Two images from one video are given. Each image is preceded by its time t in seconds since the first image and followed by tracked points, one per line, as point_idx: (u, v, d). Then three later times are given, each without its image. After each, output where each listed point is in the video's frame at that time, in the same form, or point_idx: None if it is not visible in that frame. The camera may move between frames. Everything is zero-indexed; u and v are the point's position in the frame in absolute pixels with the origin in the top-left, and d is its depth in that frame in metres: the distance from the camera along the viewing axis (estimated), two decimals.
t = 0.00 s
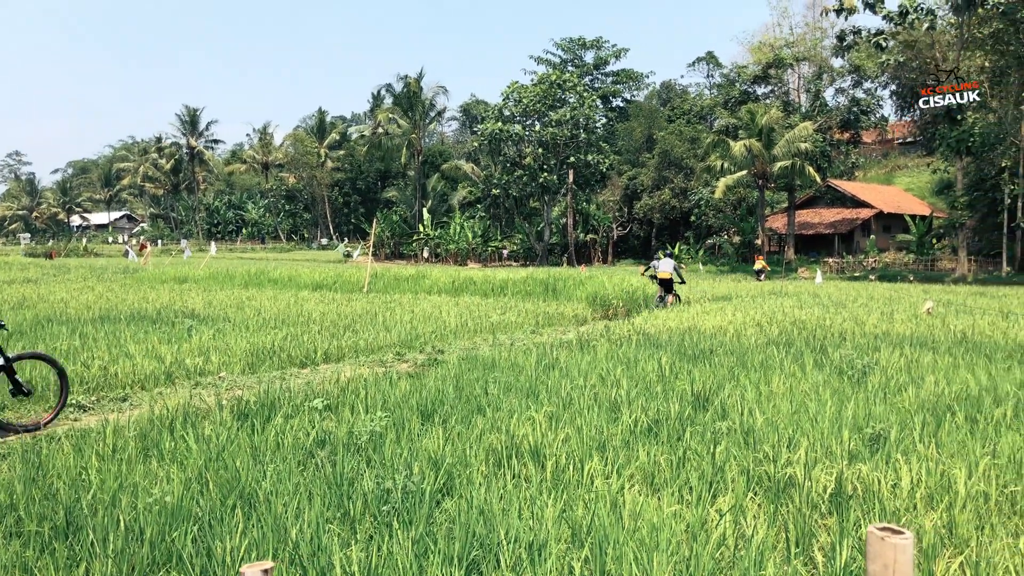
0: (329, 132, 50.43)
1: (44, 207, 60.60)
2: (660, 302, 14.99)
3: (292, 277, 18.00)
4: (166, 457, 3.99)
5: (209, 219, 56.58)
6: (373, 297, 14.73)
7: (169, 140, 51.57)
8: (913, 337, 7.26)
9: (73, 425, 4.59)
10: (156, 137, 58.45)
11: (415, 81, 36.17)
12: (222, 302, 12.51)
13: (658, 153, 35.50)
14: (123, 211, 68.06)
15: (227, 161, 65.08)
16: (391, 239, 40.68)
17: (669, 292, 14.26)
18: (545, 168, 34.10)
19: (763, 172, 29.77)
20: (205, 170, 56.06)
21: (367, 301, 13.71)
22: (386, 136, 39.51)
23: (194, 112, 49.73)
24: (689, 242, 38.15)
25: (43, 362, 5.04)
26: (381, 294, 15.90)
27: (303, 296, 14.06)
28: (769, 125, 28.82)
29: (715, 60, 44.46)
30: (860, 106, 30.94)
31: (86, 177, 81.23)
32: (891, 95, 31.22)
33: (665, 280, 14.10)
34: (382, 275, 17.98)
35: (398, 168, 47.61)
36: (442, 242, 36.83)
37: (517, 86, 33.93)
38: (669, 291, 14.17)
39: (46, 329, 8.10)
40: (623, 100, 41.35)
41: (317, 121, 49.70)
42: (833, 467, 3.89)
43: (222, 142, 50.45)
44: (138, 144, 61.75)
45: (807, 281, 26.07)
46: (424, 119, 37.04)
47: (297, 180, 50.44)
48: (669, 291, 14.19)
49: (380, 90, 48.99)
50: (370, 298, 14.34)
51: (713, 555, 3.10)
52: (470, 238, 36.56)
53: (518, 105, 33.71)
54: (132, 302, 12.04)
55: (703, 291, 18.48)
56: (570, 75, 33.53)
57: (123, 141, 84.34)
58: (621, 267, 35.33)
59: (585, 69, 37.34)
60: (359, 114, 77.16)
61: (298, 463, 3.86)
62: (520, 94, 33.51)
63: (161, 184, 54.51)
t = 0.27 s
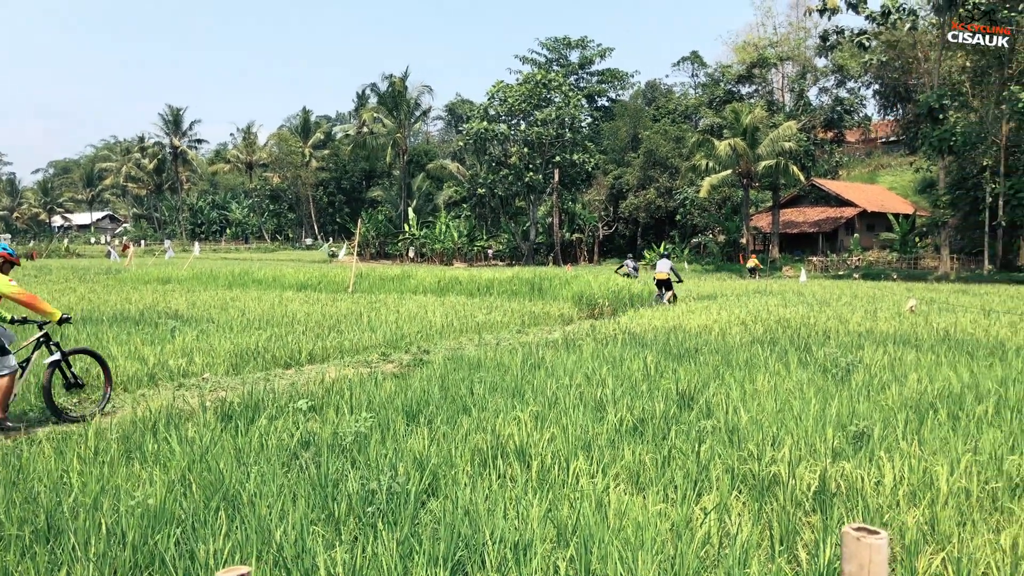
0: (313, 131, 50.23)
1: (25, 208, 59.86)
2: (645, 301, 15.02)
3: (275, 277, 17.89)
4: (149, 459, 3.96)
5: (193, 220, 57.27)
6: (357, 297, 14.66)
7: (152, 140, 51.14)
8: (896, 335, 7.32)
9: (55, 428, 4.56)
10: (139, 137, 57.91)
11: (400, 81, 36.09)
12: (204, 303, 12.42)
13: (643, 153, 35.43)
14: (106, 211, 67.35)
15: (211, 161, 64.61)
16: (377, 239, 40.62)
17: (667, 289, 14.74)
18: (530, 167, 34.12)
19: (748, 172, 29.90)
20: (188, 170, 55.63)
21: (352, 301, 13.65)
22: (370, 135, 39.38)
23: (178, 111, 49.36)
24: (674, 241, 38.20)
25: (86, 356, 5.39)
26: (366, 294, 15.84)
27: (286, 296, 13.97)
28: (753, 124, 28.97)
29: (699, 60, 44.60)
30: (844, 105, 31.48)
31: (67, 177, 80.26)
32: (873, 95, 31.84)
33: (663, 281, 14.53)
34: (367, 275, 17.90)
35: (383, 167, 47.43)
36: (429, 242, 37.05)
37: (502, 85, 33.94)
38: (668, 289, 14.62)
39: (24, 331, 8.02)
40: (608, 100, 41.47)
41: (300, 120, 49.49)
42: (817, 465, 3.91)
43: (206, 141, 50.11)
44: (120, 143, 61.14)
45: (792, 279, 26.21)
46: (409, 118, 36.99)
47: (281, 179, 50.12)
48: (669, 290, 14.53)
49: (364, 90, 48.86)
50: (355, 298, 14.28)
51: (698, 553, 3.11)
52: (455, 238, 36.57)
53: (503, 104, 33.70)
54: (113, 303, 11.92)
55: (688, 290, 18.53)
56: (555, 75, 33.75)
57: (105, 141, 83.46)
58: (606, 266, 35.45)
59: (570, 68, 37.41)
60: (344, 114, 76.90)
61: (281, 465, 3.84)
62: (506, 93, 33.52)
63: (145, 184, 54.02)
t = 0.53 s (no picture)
0: (303, 130, 50.18)
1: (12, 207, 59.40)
2: (635, 300, 15.02)
3: (264, 276, 17.83)
4: (136, 459, 3.94)
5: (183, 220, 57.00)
6: (346, 296, 14.62)
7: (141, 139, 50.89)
8: (885, 333, 7.33)
9: (42, 428, 4.55)
10: (127, 136, 57.57)
11: (389, 79, 36.13)
12: (192, 302, 12.37)
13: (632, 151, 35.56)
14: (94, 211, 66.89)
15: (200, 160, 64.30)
16: (367, 237, 40.81)
17: (668, 285, 14.87)
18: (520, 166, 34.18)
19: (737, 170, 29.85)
20: (177, 169, 55.37)
21: (340, 300, 13.62)
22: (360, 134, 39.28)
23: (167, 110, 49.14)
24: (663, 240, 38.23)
25: (133, 348, 5.84)
26: (355, 293, 15.78)
27: (275, 294, 13.94)
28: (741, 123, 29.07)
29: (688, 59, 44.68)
30: (832, 104, 31.48)
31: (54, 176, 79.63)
32: (862, 93, 31.73)
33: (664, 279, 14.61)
34: (356, 274, 17.85)
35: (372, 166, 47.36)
36: (418, 241, 37.05)
37: (491, 84, 33.90)
38: (669, 285, 14.74)
39: (11, 331, 7.99)
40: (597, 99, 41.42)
41: (289, 119, 49.38)
42: (805, 462, 3.92)
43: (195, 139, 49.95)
44: (108, 142, 60.74)
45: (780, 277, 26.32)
46: (399, 117, 37.11)
47: (270, 178, 49.94)
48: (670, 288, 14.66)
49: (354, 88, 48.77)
50: (343, 297, 14.23)
51: (686, 551, 3.12)
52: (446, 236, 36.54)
53: (493, 103, 33.68)
54: (99, 302, 11.86)
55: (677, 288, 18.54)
56: (545, 73, 33.74)
57: (92, 140, 82.85)
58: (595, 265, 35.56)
59: (560, 66, 37.33)
60: (334, 113, 76.67)
61: (270, 464, 3.82)
62: (495, 92, 33.49)
63: (133, 183, 53.69)
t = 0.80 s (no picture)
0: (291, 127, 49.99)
1: None
2: (624, 297, 15.06)
3: (253, 273, 17.77)
4: (124, 457, 3.93)
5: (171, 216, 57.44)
6: (335, 294, 14.59)
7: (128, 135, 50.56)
8: (873, 330, 7.38)
9: (29, 427, 4.52)
10: (114, 132, 57.16)
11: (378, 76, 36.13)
12: (181, 300, 12.35)
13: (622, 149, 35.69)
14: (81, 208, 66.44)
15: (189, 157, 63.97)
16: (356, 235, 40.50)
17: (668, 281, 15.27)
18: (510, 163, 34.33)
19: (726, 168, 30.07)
20: (165, 165, 55.02)
21: (329, 297, 13.59)
22: (349, 131, 39.13)
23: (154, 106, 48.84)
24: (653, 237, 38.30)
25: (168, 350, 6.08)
26: (345, 291, 15.77)
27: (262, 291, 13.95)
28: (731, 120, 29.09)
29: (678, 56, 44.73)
30: (821, 101, 31.48)
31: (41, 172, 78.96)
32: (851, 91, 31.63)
33: (664, 275, 14.99)
34: (345, 271, 17.82)
35: (362, 163, 47.25)
36: (409, 238, 37.30)
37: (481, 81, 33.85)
38: (669, 282, 15.13)
39: None
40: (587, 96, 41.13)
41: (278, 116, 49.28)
42: (793, 458, 3.94)
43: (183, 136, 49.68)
44: (95, 138, 60.29)
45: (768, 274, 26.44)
46: (388, 113, 37.18)
47: (259, 175, 49.75)
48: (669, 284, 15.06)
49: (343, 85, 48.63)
50: (332, 295, 14.21)
51: (674, 548, 3.12)
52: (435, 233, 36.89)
53: (483, 100, 33.69)
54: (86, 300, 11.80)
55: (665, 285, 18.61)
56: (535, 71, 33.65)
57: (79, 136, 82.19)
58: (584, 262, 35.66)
59: (549, 63, 37.17)
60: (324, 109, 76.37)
61: (258, 462, 3.81)
62: (485, 89, 33.43)
63: (121, 179, 53.34)
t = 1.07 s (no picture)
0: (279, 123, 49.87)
1: None
2: (612, 294, 15.11)
3: (240, 271, 17.71)
4: (109, 455, 3.92)
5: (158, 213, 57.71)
6: (323, 291, 14.55)
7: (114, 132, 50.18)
8: (859, 326, 7.43)
9: (12, 426, 4.49)
10: (100, 129, 56.75)
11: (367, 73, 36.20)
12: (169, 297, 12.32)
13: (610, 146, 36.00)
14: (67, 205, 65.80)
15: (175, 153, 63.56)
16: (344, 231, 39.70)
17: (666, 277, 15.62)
18: (499, 160, 34.61)
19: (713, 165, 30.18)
20: (151, 162, 54.65)
21: (316, 295, 13.56)
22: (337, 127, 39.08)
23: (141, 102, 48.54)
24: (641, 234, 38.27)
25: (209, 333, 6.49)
26: (333, 288, 15.72)
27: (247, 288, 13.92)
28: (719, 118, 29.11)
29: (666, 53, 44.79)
30: (807, 99, 31.73)
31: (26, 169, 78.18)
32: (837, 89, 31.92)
33: (662, 271, 15.40)
34: (333, 268, 17.77)
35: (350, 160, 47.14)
36: (397, 235, 37.16)
37: (470, 78, 34.20)
38: (667, 279, 15.52)
39: None
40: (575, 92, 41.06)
41: (265, 113, 49.14)
42: (778, 455, 3.96)
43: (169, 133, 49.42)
44: (80, 135, 59.78)
45: (755, 271, 26.55)
46: (376, 110, 37.22)
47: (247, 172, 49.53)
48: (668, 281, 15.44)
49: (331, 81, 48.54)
50: (321, 292, 14.17)
51: (661, 544, 3.13)
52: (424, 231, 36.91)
53: (472, 97, 34.00)
54: (72, 297, 11.72)
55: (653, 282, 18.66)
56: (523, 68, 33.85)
57: (65, 133, 81.52)
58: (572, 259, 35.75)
59: (538, 61, 37.40)
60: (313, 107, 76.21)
61: (244, 460, 3.80)
62: (473, 86, 33.78)
63: (107, 176, 52.95)
